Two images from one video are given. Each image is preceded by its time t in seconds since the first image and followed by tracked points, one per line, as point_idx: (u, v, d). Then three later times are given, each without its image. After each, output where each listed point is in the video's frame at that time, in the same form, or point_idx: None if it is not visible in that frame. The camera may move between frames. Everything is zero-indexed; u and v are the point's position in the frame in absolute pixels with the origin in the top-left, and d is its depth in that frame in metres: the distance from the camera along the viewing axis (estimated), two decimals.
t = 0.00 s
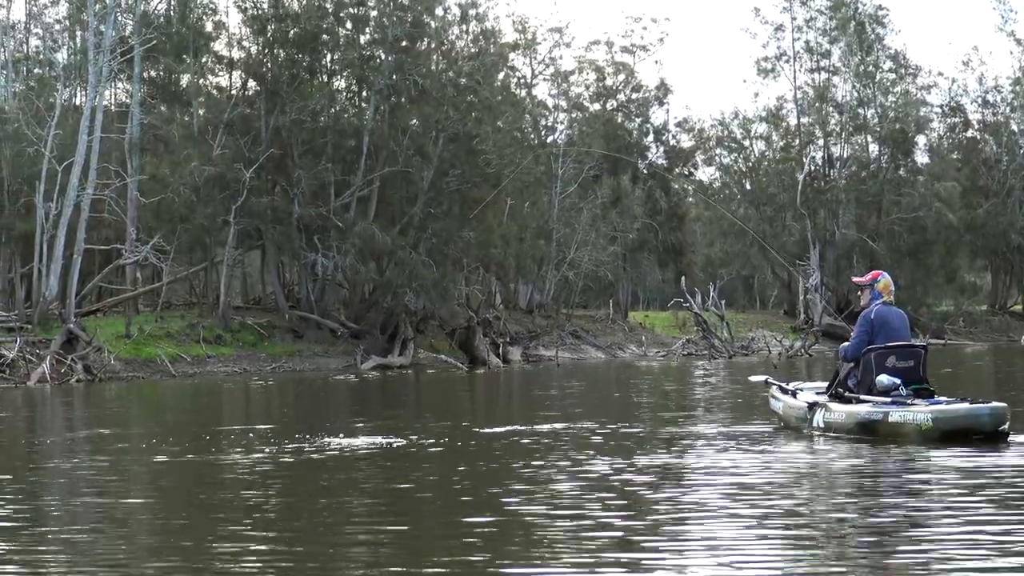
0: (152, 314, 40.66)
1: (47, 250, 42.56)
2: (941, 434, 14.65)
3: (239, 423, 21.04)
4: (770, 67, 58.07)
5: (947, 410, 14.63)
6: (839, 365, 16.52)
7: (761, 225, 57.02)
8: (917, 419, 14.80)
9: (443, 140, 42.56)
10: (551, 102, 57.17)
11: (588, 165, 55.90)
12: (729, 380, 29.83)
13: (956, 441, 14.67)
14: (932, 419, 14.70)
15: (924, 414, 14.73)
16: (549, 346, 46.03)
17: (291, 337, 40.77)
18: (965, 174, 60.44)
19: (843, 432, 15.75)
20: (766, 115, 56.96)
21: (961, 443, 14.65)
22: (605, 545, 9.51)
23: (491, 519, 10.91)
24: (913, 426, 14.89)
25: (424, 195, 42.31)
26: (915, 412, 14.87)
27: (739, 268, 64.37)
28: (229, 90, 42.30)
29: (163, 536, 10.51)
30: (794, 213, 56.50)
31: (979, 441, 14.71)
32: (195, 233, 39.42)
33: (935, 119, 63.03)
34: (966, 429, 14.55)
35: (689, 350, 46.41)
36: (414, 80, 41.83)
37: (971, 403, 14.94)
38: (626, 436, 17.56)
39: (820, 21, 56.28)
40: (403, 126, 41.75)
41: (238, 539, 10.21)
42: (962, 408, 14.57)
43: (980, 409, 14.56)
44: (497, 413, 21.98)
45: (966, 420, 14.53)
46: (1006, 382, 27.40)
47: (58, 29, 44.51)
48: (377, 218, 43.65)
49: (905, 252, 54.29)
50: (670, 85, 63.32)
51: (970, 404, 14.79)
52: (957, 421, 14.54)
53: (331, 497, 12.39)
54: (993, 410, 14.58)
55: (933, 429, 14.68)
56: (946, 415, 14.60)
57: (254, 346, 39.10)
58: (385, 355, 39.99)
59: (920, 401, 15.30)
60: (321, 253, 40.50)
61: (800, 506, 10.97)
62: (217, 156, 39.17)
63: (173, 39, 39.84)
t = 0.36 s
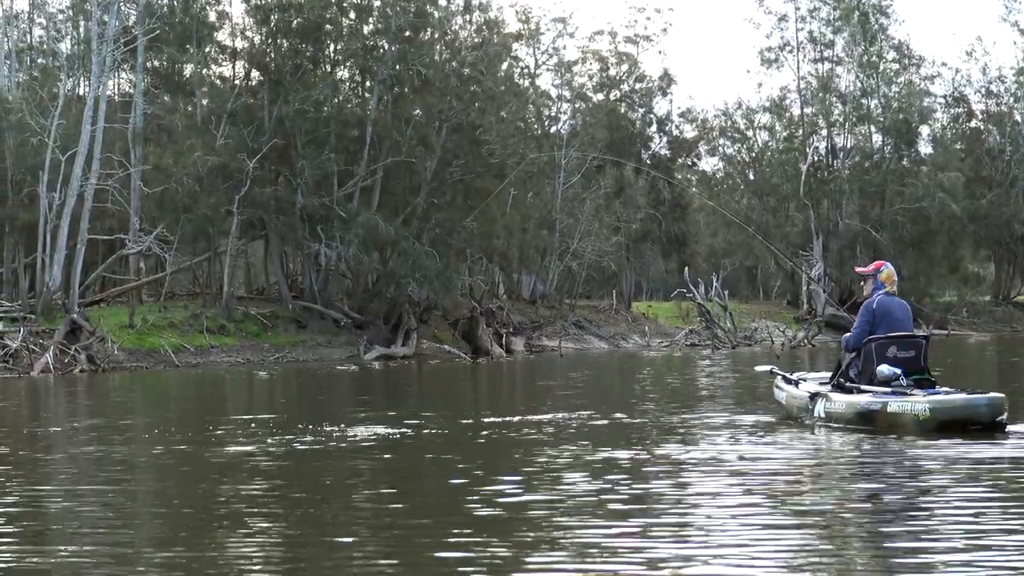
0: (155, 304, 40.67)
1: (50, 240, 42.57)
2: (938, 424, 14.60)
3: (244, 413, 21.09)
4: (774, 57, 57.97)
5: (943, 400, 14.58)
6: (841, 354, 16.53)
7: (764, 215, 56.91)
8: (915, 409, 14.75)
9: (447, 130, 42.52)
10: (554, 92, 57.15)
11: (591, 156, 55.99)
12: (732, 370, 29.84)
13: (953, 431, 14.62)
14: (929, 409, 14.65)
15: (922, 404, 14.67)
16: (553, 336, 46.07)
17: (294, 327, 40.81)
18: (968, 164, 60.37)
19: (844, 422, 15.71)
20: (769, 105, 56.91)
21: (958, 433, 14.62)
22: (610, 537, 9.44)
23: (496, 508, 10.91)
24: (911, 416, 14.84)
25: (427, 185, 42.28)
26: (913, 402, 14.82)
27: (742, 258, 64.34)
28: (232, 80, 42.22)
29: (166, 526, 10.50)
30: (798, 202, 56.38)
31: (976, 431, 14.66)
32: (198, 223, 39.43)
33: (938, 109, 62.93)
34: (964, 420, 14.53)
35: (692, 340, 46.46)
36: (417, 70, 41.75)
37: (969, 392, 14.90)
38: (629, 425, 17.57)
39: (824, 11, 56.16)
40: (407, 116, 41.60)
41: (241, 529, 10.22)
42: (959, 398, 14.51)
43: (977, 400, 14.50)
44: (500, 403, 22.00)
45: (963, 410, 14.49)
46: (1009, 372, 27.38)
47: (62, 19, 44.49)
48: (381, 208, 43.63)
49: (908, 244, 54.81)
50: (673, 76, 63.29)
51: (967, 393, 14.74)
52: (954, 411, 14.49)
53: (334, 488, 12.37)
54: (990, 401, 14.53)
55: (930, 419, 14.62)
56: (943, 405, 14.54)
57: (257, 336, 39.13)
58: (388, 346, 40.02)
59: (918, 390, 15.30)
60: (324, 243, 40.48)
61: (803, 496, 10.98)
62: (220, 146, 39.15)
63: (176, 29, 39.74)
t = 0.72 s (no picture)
0: (155, 299, 40.65)
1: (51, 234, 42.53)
2: (934, 418, 14.55)
3: (244, 407, 21.07)
4: (774, 51, 57.91)
5: (939, 394, 14.53)
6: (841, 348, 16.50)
7: (765, 209, 56.82)
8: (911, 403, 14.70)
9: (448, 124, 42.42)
10: (555, 86, 57.11)
11: (592, 150, 56.06)
12: (732, 364, 29.82)
13: (950, 425, 14.57)
14: (925, 403, 14.60)
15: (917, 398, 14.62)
16: (553, 330, 46.07)
17: (295, 321, 40.79)
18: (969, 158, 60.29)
19: (842, 416, 15.69)
20: (770, 99, 56.85)
21: (955, 427, 14.57)
22: (611, 533, 9.38)
23: (497, 503, 10.89)
24: (907, 410, 14.79)
25: (428, 179, 42.22)
26: (909, 396, 14.77)
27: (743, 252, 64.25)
28: (233, 74, 42.16)
29: (167, 520, 10.48)
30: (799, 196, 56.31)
31: (973, 425, 14.60)
32: (199, 218, 39.40)
33: (939, 103, 62.84)
34: (960, 414, 14.48)
35: (693, 334, 46.43)
36: (418, 64, 41.68)
37: (965, 386, 14.84)
38: (631, 420, 17.54)
39: (825, 4, 56.08)
40: (407, 110, 41.57)
41: (242, 524, 10.19)
42: (954, 392, 14.46)
43: (973, 394, 14.44)
44: (501, 397, 21.97)
45: (958, 404, 14.43)
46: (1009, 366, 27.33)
47: (62, 13, 44.41)
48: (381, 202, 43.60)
49: (909, 237, 54.65)
50: (674, 69, 63.23)
51: (963, 387, 14.68)
52: (950, 405, 14.44)
53: (334, 482, 12.34)
54: (986, 395, 14.47)
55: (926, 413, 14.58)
56: (939, 399, 14.49)
57: (258, 331, 39.11)
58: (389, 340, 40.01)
59: (916, 383, 15.28)
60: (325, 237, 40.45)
61: (804, 490, 10.95)
62: (220, 140, 39.10)
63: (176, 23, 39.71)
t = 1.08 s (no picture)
0: (157, 296, 40.62)
1: (51, 231, 42.51)
2: (929, 414, 14.53)
3: (245, 404, 21.07)
4: (775, 47, 57.84)
5: (933, 391, 14.50)
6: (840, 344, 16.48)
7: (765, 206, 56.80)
8: (906, 400, 14.68)
9: (448, 121, 42.36)
10: (555, 82, 57.06)
11: (592, 147, 56.14)
12: (734, 360, 29.83)
13: (944, 422, 14.55)
14: (919, 399, 14.58)
15: (912, 395, 14.60)
16: (553, 327, 46.09)
17: (295, 318, 40.80)
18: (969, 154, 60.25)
19: (840, 413, 15.70)
20: (770, 96, 56.78)
21: (949, 424, 14.54)
22: (614, 531, 9.31)
23: (498, 499, 10.89)
24: (902, 407, 14.78)
25: (428, 176, 42.20)
26: (904, 392, 14.76)
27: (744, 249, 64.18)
28: (233, 71, 42.13)
29: (168, 518, 10.48)
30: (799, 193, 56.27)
31: (967, 422, 14.57)
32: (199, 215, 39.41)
33: (940, 99, 62.75)
34: (954, 411, 14.45)
35: (694, 330, 46.41)
36: (418, 60, 41.62)
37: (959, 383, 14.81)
38: (631, 416, 17.55)
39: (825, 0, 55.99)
40: (407, 107, 41.44)
41: (243, 522, 10.19)
42: (948, 389, 14.43)
43: (966, 391, 14.40)
44: (501, 394, 21.99)
45: (952, 401, 14.39)
46: (1009, 362, 27.30)
47: (62, 10, 44.44)
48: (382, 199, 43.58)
49: (909, 233, 54.82)
50: (674, 66, 63.14)
51: (956, 383, 14.65)
52: (944, 401, 14.41)
53: (336, 479, 12.33)
54: (979, 392, 14.44)
55: (920, 409, 14.56)
56: (933, 396, 14.47)
57: (259, 327, 39.11)
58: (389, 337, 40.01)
59: (914, 380, 15.28)
60: (325, 234, 40.42)
61: (804, 487, 10.95)
62: (220, 137, 39.08)
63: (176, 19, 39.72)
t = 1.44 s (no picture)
0: (156, 296, 40.59)
1: (50, 231, 42.50)
2: (922, 413, 14.53)
3: (243, 404, 21.05)
4: (774, 45, 57.87)
5: (926, 389, 14.51)
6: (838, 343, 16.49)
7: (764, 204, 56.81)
8: (899, 398, 14.69)
9: (447, 120, 42.41)
10: (554, 81, 57.07)
11: (592, 145, 56.13)
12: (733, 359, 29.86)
13: (938, 420, 14.56)
14: (913, 398, 14.58)
15: (905, 393, 14.61)
16: (553, 326, 46.09)
17: (295, 318, 40.78)
18: (969, 152, 60.27)
19: (836, 411, 15.71)
20: (769, 94, 56.76)
21: (943, 422, 14.55)
22: (612, 531, 9.26)
23: (497, 499, 10.88)
24: (896, 405, 14.78)
25: (427, 175, 42.24)
26: (897, 391, 14.77)
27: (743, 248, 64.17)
28: (232, 71, 42.04)
29: (166, 518, 10.47)
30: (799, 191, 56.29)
31: (960, 421, 14.57)
32: (198, 215, 39.41)
33: (938, 97, 62.76)
34: (948, 410, 14.46)
35: (693, 329, 46.41)
36: (417, 60, 41.65)
37: (954, 381, 14.82)
38: (630, 415, 17.55)
39: None
40: (406, 106, 41.56)
41: (242, 521, 10.19)
42: (941, 387, 14.43)
43: (959, 389, 14.41)
44: (501, 393, 22.00)
45: (945, 399, 14.41)
46: (1009, 359, 27.31)
47: (60, 10, 44.51)
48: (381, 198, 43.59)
49: (908, 231, 54.85)
50: (673, 64, 63.14)
51: (950, 382, 14.65)
52: (937, 400, 14.42)
53: (335, 479, 12.33)
54: (973, 390, 14.44)
55: (914, 408, 14.56)
56: (926, 395, 14.48)
57: (258, 327, 39.10)
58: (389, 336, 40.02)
59: (909, 379, 15.27)
60: (324, 233, 40.44)
61: (803, 485, 10.94)
62: (219, 137, 39.06)
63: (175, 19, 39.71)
